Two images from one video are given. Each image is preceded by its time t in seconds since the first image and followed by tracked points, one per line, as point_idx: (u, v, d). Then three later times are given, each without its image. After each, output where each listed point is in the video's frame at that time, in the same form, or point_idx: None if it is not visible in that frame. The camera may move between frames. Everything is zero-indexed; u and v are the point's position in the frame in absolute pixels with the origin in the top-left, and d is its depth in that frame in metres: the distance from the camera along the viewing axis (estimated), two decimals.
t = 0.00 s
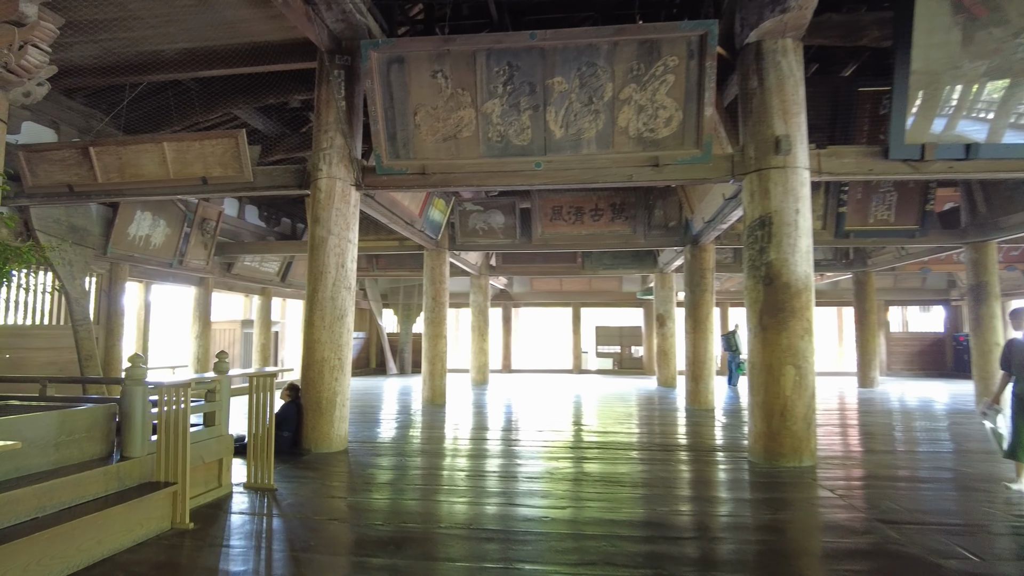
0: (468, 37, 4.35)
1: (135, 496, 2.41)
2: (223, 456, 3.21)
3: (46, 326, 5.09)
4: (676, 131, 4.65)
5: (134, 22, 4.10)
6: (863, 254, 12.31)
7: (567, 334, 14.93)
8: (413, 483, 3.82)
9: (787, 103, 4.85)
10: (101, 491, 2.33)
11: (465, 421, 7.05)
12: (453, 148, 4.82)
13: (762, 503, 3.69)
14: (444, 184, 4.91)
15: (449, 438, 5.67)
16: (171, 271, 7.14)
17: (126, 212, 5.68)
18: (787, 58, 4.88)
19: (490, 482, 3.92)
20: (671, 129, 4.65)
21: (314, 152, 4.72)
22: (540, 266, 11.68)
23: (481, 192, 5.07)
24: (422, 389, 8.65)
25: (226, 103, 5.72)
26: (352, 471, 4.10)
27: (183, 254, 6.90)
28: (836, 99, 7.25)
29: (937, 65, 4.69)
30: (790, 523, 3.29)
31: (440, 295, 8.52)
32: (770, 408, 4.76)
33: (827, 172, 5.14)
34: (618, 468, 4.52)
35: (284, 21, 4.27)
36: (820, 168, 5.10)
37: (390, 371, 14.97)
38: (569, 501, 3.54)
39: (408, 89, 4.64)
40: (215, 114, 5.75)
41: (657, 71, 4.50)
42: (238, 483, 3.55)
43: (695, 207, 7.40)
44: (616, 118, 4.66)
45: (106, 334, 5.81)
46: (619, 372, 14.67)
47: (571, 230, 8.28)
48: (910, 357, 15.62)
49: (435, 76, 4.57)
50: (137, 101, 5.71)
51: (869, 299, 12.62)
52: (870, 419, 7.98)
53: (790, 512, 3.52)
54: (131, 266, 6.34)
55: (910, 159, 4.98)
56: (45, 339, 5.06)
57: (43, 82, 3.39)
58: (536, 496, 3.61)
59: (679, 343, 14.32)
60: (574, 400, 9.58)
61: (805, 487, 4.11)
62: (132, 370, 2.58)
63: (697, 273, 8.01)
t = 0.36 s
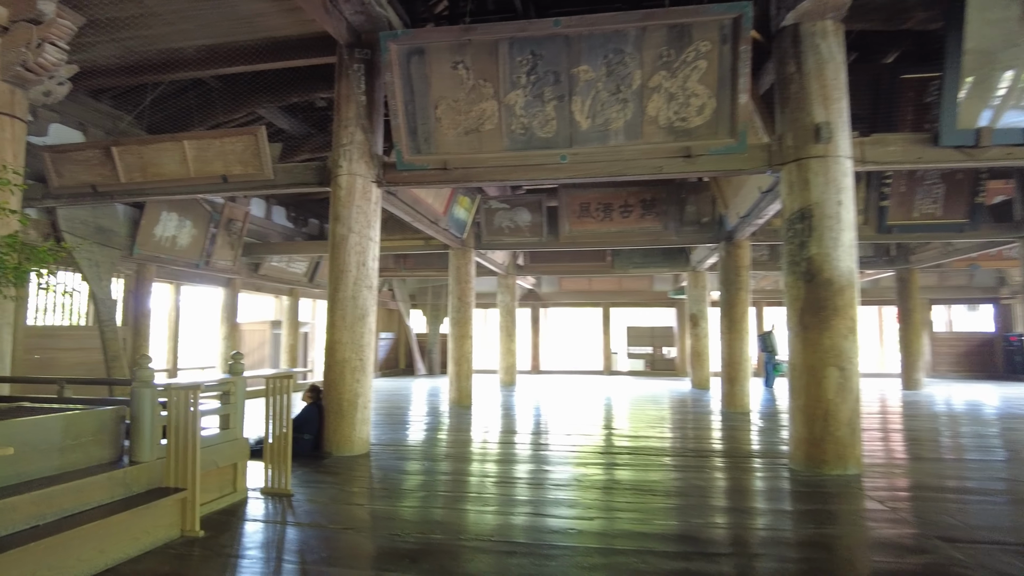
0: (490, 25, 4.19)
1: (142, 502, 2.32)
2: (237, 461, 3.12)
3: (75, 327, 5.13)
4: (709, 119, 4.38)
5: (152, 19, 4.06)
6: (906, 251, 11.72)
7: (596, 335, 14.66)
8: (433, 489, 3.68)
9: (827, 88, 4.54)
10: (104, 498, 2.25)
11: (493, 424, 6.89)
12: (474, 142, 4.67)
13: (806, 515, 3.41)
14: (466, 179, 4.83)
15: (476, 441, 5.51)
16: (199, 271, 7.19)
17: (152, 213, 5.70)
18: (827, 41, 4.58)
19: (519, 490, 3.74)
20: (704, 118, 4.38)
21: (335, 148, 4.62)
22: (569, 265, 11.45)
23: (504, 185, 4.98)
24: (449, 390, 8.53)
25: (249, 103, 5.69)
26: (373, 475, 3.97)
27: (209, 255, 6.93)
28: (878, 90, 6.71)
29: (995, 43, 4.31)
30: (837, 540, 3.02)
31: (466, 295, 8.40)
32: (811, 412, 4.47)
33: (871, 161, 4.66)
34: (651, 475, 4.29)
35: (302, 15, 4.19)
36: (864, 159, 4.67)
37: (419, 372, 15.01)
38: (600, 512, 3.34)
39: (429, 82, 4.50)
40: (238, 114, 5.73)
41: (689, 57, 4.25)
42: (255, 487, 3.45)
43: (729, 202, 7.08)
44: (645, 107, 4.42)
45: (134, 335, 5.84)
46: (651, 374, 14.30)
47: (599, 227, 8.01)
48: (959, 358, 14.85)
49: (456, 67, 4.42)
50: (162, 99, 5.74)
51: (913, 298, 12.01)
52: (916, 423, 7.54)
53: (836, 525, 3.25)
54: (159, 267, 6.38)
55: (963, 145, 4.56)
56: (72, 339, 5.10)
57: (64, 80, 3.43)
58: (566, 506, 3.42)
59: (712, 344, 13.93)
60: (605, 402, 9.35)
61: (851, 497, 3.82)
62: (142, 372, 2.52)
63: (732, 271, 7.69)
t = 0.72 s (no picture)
0: (538, 15, 4.05)
1: (184, 508, 2.26)
2: (283, 465, 3.08)
3: (141, 329, 5.35)
4: (773, 105, 4.02)
5: (204, 25, 4.13)
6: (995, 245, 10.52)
7: (655, 336, 14.16)
8: (480, 498, 3.53)
9: (905, 67, 3.90)
10: (146, 503, 2.21)
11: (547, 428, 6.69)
12: (523, 137, 4.48)
13: (886, 535, 3.04)
14: (515, 176, 4.63)
15: (532, 446, 5.34)
16: (258, 274, 7.38)
17: (210, 217, 5.86)
18: (906, 15, 3.93)
19: (579, 502, 3.54)
20: (767, 103, 4.02)
21: (383, 147, 4.57)
22: (626, 264, 11.04)
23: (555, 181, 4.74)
24: (503, 392, 8.40)
25: (302, 107, 5.75)
26: (421, 481, 3.87)
27: (267, 257, 7.09)
28: (957, 68, 5.72)
29: None
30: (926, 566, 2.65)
31: (518, 295, 8.24)
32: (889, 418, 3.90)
33: (957, 145, 4.18)
34: (716, 486, 4.00)
35: (347, 13, 4.15)
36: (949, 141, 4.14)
37: (474, 373, 15.04)
38: (663, 527, 3.09)
39: (475, 76, 4.37)
40: (291, 118, 5.81)
41: (748, 40, 3.92)
42: (301, 492, 3.40)
43: (796, 194, 6.59)
44: (703, 94, 4.11)
45: (195, 336, 6.04)
46: (714, 376, 13.66)
47: (656, 224, 7.66)
48: None
49: (503, 60, 4.27)
50: (217, 106, 5.90)
51: (1002, 294, 10.92)
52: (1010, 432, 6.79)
53: (923, 550, 2.86)
54: (218, 270, 6.57)
55: None
56: (138, 340, 5.29)
57: (121, 89, 3.49)
58: (627, 520, 3.20)
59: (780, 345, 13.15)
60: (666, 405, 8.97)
61: (940, 516, 3.36)
62: (186, 376, 2.48)
63: (800, 268, 7.18)
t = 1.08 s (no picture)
0: None
1: (238, 506, 2.22)
2: (342, 463, 3.04)
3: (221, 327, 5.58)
4: (857, 81, 3.58)
5: (268, 28, 4.23)
6: None
7: (734, 334, 13.47)
8: (541, 501, 3.37)
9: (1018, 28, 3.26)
10: (202, 500, 2.20)
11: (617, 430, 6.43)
12: (585, 126, 4.26)
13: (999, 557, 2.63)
14: (578, 167, 4.45)
15: (603, 449, 5.10)
16: (331, 274, 7.56)
17: (283, 218, 6.04)
18: None
19: (653, 509, 3.29)
20: (851, 80, 3.59)
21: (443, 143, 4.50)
22: (701, 259, 10.26)
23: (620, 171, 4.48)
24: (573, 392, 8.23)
25: (369, 108, 5.82)
26: (485, 482, 3.74)
27: (339, 258, 7.25)
28: None
29: None
30: None
31: (586, 292, 7.99)
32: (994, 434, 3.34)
33: None
34: (803, 495, 3.63)
35: (404, 8, 4.11)
36: None
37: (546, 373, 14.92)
38: (742, 541, 2.79)
39: (535, 65, 4.18)
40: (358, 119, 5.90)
41: (828, 10, 3.51)
42: (361, 491, 3.35)
43: (884, 179, 5.95)
44: (777, 73, 3.72)
45: (270, 335, 6.28)
46: (797, 377, 12.89)
47: (732, 216, 7.07)
48: None
49: (563, 46, 4.05)
50: (284, 110, 6.08)
51: None
52: None
53: None
54: (292, 270, 6.79)
55: None
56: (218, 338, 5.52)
57: (190, 94, 3.63)
58: (702, 531, 2.92)
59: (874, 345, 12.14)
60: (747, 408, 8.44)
61: None
62: (242, 373, 2.47)
63: (890, 260, 6.54)
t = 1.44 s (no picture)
0: None
1: (280, 494, 2.24)
2: (392, 456, 3.02)
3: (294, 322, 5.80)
4: (946, 43, 3.12)
5: (326, 27, 4.30)
6: None
7: (820, 331, 12.59)
8: (590, 500, 3.21)
9: None
10: (244, 489, 2.22)
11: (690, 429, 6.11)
12: (643, 108, 4.03)
13: None
14: (637, 151, 4.21)
15: (679, 450, 4.84)
16: (399, 273, 7.70)
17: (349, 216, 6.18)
18: None
19: (730, 513, 3.03)
20: (937, 41, 3.13)
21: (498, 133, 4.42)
22: (782, 251, 9.39)
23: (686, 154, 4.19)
24: (642, 390, 7.96)
25: (434, 105, 5.95)
26: (545, 480, 3.60)
27: (407, 256, 7.34)
28: None
29: None
30: None
31: (655, 286, 7.67)
32: None
33: None
34: (899, 503, 3.23)
35: None
36: None
37: (618, 370, 14.61)
38: (834, 552, 2.48)
39: (589, 48, 3.98)
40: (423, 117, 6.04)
41: None
42: (412, 485, 3.32)
43: (982, 155, 5.20)
44: (852, 40, 3.32)
45: (340, 331, 6.48)
46: (889, 377, 11.96)
47: (813, 203, 6.47)
48: None
49: (619, 27, 3.83)
50: (348, 112, 6.22)
51: None
52: None
53: None
54: (363, 269, 6.96)
55: None
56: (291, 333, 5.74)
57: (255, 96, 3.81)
58: (788, 540, 2.62)
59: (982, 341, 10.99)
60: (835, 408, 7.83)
61: None
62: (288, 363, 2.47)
63: (993, 246, 5.82)
